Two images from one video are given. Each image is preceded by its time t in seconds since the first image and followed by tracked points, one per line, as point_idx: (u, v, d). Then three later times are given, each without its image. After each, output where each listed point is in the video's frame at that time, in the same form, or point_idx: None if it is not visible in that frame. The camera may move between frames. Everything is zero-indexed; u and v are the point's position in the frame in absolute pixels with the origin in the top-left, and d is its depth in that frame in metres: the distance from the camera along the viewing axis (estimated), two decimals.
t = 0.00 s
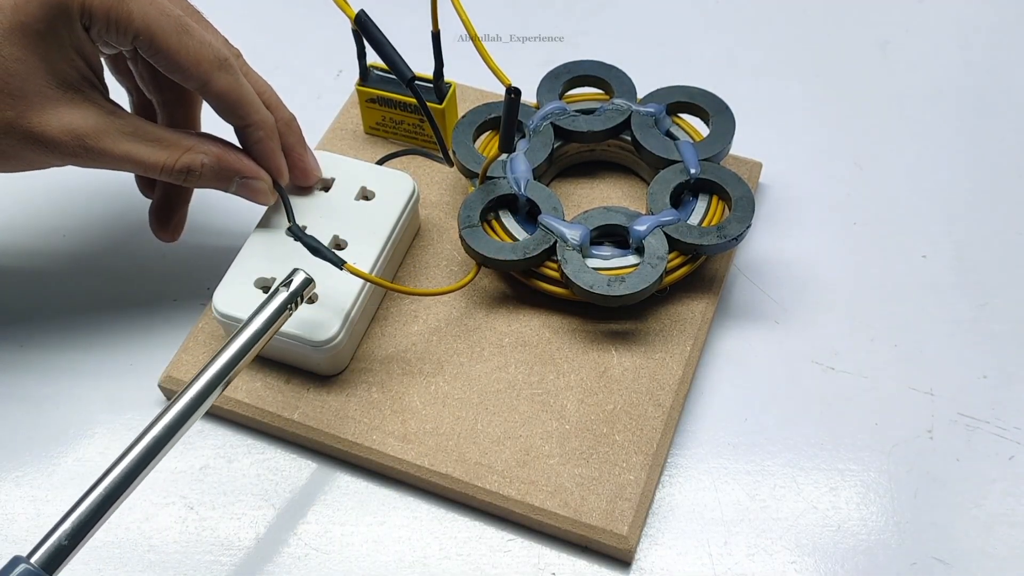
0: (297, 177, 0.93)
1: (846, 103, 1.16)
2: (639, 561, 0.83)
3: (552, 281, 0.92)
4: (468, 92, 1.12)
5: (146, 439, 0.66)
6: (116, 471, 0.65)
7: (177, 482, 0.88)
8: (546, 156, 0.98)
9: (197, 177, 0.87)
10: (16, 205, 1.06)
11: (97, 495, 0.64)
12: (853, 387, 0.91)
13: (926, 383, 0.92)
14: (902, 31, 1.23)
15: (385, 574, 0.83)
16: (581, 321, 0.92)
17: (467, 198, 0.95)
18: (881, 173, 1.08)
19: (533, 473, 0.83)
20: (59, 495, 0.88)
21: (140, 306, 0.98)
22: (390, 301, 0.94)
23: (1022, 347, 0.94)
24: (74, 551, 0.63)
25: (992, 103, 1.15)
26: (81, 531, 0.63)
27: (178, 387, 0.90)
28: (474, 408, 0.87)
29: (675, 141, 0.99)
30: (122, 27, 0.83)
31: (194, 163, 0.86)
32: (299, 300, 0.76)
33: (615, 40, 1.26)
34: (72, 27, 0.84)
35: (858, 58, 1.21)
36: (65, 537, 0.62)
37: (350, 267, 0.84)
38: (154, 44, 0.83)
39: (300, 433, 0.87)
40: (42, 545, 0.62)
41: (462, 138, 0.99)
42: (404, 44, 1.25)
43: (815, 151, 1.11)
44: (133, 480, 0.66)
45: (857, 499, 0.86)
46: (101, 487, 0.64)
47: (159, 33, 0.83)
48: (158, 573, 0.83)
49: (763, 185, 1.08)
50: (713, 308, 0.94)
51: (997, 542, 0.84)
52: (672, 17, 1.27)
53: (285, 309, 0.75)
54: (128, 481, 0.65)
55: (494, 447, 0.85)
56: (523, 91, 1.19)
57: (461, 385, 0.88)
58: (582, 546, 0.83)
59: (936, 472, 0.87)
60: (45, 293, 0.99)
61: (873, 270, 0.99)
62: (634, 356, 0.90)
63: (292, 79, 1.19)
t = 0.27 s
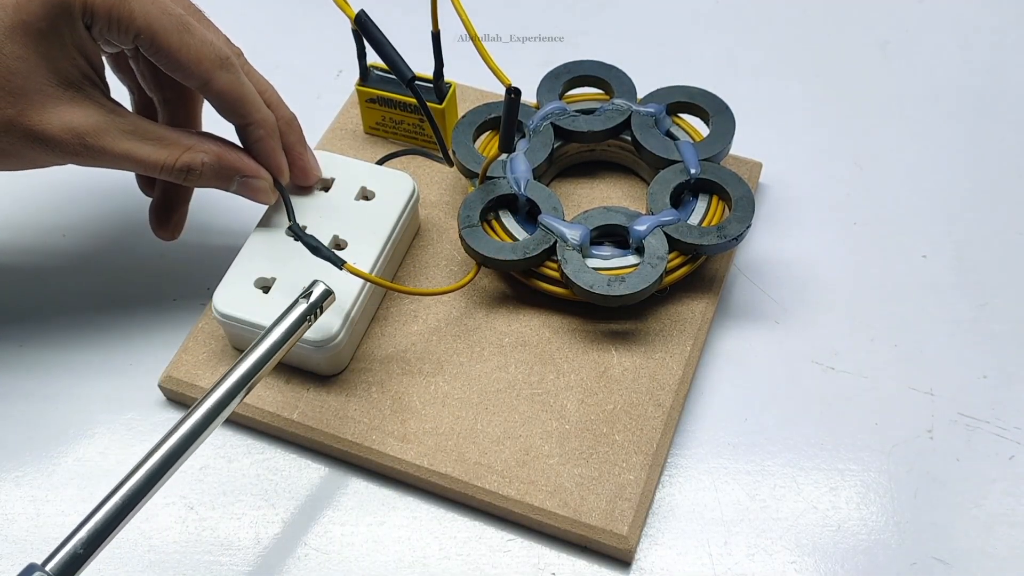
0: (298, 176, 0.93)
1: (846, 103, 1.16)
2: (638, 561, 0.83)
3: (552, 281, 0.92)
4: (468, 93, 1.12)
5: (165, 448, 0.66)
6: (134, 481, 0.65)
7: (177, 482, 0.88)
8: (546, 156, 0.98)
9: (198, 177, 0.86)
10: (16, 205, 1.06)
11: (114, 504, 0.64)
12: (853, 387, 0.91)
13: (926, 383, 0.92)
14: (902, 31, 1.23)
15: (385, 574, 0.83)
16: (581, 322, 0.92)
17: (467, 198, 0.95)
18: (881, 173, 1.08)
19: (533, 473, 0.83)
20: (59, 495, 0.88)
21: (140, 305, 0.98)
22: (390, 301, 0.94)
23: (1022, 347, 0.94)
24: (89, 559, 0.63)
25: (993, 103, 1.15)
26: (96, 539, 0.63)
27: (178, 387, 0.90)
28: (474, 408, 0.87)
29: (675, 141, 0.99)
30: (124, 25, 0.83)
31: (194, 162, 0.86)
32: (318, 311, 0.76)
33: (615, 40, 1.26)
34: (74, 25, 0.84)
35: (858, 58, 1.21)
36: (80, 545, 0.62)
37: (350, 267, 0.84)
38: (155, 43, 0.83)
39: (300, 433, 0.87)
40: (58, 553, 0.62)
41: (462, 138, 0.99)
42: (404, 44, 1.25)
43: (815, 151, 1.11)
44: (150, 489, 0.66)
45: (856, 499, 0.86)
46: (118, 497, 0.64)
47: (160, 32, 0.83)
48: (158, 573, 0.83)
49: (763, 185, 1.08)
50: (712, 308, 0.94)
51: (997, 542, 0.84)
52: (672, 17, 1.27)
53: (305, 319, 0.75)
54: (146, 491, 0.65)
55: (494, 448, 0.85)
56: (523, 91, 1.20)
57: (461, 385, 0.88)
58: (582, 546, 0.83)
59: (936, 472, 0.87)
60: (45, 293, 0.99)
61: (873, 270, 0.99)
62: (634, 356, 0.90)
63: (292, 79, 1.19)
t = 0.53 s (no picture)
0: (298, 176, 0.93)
1: (846, 103, 1.16)
2: (638, 561, 0.83)
3: (551, 281, 0.92)
4: (468, 92, 1.12)
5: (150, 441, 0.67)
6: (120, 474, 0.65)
7: (177, 482, 0.88)
8: (546, 156, 0.98)
9: (199, 176, 0.86)
10: (16, 205, 1.05)
11: (100, 497, 0.64)
12: (853, 387, 0.91)
13: (926, 383, 0.92)
14: (902, 31, 1.23)
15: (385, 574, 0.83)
16: (581, 322, 0.92)
17: (467, 198, 0.95)
18: (881, 173, 1.08)
19: (532, 473, 0.83)
20: (59, 495, 0.87)
21: (140, 305, 0.98)
22: (390, 301, 0.94)
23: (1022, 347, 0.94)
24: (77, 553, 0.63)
25: (992, 103, 1.15)
26: (83, 533, 0.63)
27: (178, 387, 0.90)
28: (474, 408, 0.87)
29: (675, 141, 0.99)
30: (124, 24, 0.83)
31: (195, 161, 0.85)
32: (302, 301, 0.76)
33: (615, 40, 1.26)
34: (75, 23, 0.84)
35: (858, 58, 1.21)
36: (67, 538, 0.62)
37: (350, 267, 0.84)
38: (156, 42, 0.83)
39: (300, 434, 0.87)
40: (44, 546, 0.62)
41: (462, 138, 0.99)
42: (404, 44, 1.25)
43: (815, 151, 1.11)
44: (136, 482, 0.66)
45: (856, 499, 0.86)
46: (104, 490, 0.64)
47: (161, 31, 0.83)
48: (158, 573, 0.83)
49: (763, 185, 1.08)
50: (713, 308, 0.94)
51: (997, 542, 0.84)
52: (672, 17, 1.27)
53: (288, 310, 0.75)
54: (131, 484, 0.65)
55: (494, 448, 0.85)
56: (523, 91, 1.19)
57: (460, 385, 0.88)
58: (582, 546, 0.83)
59: (936, 472, 0.87)
60: (45, 293, 0.99)
61: (873, 270, 0.99)
62: (634, 356, 0.90)
63: (292, 79, 1.19)
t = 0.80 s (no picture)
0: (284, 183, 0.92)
1: (846, 104, 1.16)
2: (638, 561, 0.83)
3: (551, 281, 0.92)
4: (468, 92, 1.12)
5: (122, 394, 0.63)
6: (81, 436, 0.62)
7: (177, 482, 0.88)
8: (546, 156, 0.98)
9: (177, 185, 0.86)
10: (16, 205, 1.06)
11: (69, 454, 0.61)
12: (853, 386, 0.91)
13: (926, 383, 0.92)
14: (902, 31, 1.23)
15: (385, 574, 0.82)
16: (581, 322, 0.92)
17: (467, 198, 0.95)
18: (881, 173, 1.08)
19: (532, 473, 0.83)
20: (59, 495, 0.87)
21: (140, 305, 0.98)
22: (390, 301, 0.94)
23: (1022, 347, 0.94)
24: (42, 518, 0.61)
25: (992, 103, 1.15)
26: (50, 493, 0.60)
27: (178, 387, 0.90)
28: (474, 408, 0.87)
29: (675, 141, 0.99)
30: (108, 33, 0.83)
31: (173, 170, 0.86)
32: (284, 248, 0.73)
33: (615, 40, 1.26)
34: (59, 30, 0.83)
35: (858, 58, 1.21)
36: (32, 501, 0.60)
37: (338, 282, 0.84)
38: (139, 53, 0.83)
39: (300, 433, 0.87)
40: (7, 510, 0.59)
41: (462, 138, 0.99)
42: (403, 43, 1.25)
43: (815, 151, 1.11)
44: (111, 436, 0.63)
45: (856, 499, 0.86)
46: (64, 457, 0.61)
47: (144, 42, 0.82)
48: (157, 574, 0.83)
49: (763, 185, 1.08)
50: (713, 308, 0.94)
51: (997, 542, 0.84)
52: (672, 17, 1.27)
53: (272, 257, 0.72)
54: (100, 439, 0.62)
55: (494, 448, 0.85)
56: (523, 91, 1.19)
57: (460, 385, 0.88)
58: (582, 545, 0.83)
59: (936, 472, 0.87)
60: (44, 292, 0.99)
61: (873, 270, 0.99)
62: (634, 356, 0.90)
63: (292, 79, 1.19)
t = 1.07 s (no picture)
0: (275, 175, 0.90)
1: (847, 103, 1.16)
2: (639, 561, 0.83)
3: (551, 281, 0.92)
4: (468, 93, 1.12)
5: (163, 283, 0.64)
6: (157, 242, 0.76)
7: (177, 482, 0.88)
8: (546, 156, 0.98)
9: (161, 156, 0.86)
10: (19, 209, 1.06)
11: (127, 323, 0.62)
12: (853, 386, 0.91)
13: (926, 383, 0.92)
14: (902, 31, 1.23)
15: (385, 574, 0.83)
16: (582, 322, 0.92)
17: (467, 198, 0.95)
18: (881, 173, 1.08)
19: (532, 473, 0.83)
20: (60, 495, 0.87)
21: (141, 305, 0.98)
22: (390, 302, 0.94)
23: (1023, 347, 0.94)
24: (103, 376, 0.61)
25: (994, 103, 1.15)
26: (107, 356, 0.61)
27: (178, 387, 0.90)
28: (474, 408, 0.87)
29: (675, 141, 0.99)
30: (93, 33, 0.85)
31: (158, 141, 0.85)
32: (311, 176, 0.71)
33: (615, 40, 1.26)
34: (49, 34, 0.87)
35: (858, 58, 1.21)
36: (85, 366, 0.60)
37: (327, 300, 0.84)
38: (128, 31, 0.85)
39: (300, 433, 0.87)
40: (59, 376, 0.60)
41: (462, 139, 0.99)
42: (404, 44, 1.25)
43: (815, 151, 1.11)
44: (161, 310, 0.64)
45: (856, 499, 0.86)
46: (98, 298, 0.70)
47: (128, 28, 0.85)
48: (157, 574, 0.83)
49: (763, 185, 1.08)
50: (713, 308, 0.94)
51: (997, 543, 0.84)
52: (672, 18, 1.27)
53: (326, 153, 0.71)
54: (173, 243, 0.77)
55: (494, 448, 0.85)
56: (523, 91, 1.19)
57: (460, 385, 0.88)
58: (582, 546, 0.82)
59: (936, 471, 0.87)
60: (45, 293, 0.99)
61: (873, 270, 0.99)
62: (634, 356, 0.90)
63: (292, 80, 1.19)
